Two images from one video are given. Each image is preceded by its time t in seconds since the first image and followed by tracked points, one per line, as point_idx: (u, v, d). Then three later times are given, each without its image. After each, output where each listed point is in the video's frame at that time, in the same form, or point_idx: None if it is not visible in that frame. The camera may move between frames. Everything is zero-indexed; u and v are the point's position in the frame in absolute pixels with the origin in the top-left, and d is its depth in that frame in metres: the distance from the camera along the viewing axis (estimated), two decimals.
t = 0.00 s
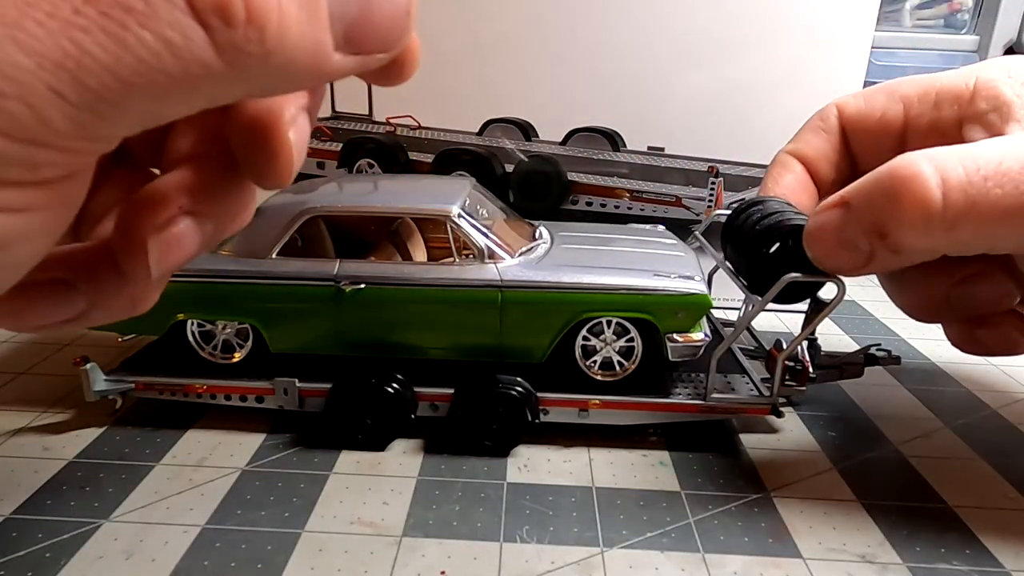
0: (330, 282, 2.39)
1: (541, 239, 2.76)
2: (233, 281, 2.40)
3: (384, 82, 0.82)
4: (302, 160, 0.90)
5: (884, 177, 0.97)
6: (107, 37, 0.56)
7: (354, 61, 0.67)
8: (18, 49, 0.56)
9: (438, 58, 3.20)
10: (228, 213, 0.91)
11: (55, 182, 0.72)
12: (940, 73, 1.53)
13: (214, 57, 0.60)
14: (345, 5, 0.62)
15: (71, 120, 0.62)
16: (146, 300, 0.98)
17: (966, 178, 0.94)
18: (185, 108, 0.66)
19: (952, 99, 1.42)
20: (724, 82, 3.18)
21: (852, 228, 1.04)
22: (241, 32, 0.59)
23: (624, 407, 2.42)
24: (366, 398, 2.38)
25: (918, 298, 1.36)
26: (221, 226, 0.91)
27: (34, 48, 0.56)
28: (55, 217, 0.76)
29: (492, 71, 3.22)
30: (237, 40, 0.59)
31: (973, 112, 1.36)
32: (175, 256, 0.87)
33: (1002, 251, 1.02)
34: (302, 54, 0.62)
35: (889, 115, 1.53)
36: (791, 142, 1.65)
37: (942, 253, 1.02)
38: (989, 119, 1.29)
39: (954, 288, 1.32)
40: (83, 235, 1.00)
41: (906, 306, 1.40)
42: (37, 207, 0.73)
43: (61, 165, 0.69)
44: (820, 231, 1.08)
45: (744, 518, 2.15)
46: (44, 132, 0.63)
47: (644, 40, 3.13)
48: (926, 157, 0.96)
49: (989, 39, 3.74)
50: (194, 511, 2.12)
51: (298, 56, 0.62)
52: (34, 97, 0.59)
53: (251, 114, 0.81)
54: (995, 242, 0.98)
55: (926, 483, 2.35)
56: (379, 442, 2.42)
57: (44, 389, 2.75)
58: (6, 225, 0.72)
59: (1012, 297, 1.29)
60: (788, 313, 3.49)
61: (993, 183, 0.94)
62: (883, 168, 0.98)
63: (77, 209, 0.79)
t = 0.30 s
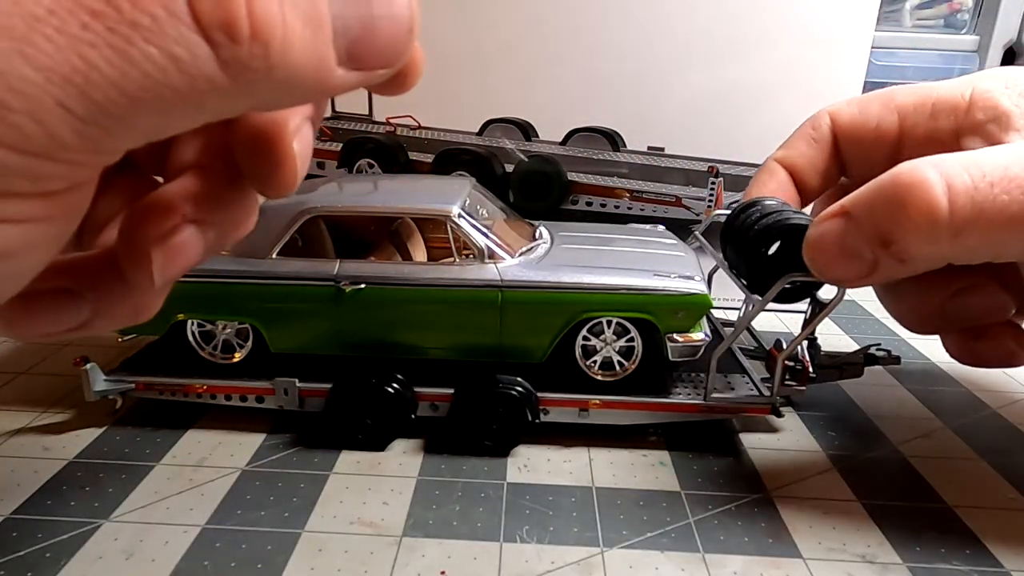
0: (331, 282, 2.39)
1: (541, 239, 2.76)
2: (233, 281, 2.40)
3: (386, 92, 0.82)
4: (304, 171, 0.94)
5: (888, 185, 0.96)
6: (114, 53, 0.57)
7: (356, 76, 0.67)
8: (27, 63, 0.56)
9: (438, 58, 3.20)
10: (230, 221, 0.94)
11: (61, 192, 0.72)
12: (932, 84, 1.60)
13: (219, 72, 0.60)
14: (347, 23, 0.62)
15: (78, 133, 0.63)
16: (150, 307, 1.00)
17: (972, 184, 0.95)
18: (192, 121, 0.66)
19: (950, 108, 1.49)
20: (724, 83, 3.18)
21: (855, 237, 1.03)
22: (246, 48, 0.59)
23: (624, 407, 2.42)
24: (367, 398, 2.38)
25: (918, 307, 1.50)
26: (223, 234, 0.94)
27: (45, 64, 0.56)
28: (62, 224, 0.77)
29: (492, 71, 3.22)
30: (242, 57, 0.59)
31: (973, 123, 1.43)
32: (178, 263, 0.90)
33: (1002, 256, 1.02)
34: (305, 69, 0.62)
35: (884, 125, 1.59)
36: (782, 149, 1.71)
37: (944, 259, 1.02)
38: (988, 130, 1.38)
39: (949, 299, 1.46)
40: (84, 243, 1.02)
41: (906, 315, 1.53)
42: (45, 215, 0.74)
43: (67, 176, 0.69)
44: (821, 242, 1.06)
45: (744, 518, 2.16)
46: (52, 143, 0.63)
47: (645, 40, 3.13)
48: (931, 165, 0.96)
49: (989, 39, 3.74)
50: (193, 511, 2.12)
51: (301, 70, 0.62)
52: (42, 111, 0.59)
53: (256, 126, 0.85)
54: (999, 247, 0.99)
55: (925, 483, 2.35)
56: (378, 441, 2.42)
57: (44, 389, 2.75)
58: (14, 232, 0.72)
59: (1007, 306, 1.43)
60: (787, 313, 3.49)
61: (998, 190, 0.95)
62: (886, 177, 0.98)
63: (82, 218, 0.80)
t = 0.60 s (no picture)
0: (330, 282, 2.39)
1: (541, 239, 2.76)
2: (232, 281, 2.40)
3: (389, 98, 0.82)
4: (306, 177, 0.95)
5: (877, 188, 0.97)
6: (116, 60, 0.57)
7: (356, 83, 0.67)
8: (28, 71, 0.56)
9: (438, 58, 3.20)
10: (232, 227, 0.95)
11: (63, 198, 0.72)
12: (923, 92, 1.61)
13: (220, 79, 0.60)
14: (347, 30, 0.62)
15: (80, 139, 0.63)
16: (154, 313, 1.00)
17: (960, 187, 0.94)
18: (195, 126, 0.66)
19: (941, 115, 1.50)
20: (724, 83, 3.17)
21: (846, 239, 1.03)
22: (248, 56, 0.59)
23: (624, 407, 2.42)
24: (367, 398, 2.38)
25: (912, 314, 1.49)
26: (225, 240, 0.95)
27: (46, 71, 0.56)
28: (64, 229, 0.77)
29: (492, 71, 3.22)
30: (243, 64, 0.60)
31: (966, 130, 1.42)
32: (180, 269, 0.90)
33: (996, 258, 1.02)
34: (306, 77, 0.62)
35: (877, 133, 1.59)
36: (778, 162, 1.72)
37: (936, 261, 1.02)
38: (980, 136, 1.37)
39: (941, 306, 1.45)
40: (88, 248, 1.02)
41: (900, 323, 1.54)
42: (47, 220, 0.74)
43: (69, 181, 0.69)
44: (813, 244, 1.07)
45: (744, 518, 2.15)
46: (54, 149, 0.63)
47: (645, 40, 3.13)
48: (920, 167, 0.96)
49: (989, 39, 3.73)
50: (194, 511, 2.12)
51: (302, 77, 0.62)
52: (44, 117, 0.59)
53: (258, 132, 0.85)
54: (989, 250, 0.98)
55: (926, 483, 2.35)
56: (378, 442, 2.42)
57: (44, 389, 2.75)
58: (17, 238, 0.72)
59: (999, 313, 1.44)
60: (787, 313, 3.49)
61: (986, 192, 0.95)
62: (875, 181, 0.98)
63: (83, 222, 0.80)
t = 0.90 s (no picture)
0: (330, 282, 2.39)
1: (541, 239, 2.76)
2: (232, 282, 2.40)
3: (391, 100, 0.81)
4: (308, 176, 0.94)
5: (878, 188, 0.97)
6: (119, 64, 0.57)
7: (358, 87, 0.67)
8: (31, 75, 0.56)
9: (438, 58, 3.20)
10: (235, 227, 0.95)
11: (65, 202, 0.72)
12: (922, 92, 1.61)
13: (222, 84, 0.60)
14: (349, 35, 0.62)
15: (83, 143, 0.63)
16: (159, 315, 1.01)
17: (960, 187, 0.94)
18: (198, 131, 0.66)
19: (940, 116, 1.50)
20: (724, 84, 3.17)
21: (845, 241, 1.03)
22: (250, 61, 0.59)
23: (624, 407, 2.42)
24: (367, 398, 2.38)
25: (908, 315, 1.50)
26: (228, 241, 0.95)
27: (50, 76, 0.56)
28: (66, 232, 0.77)
29: (492, 71, 3.21)
30: (246, 70, 0.59)
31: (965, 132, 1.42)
32: (183, 272, 0.90)
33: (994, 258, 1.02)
34: (308, 81, 0.62)
35: (876, 134, 1.59)
36: (776, 164, 1.72)
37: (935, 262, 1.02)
38: (980, 136, 1.38)
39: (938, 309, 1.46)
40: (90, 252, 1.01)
41: (895, 324, 1.55)
42: (49, 224, 0.74)
43: (67, 187, 0.69)
44: (812, 247, 1.07)
45: (744, 518, 2.16)
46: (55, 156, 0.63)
47: (645, 40, 3.13)
48: (919, 167, 0.96)
49: (989, 39, 3.73)
50: (194, 511, 2.12)
51: (304, 82, 0.62)
52: (47, 122, 0.59)
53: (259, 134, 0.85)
54: (987, 249, 0.99)
55: (926, 483, 2.35)
56: (378, 442, 2.42)
57: (44, 389, 2.75)
58: (19, 241, 0.72)
59: (994, 315, 1.45)
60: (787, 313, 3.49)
61: (986, 192, 0.95)
62: (874, 182, 0.98)
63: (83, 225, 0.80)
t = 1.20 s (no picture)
0: (330, 282, 2.39)
1: (541, 239, 2.76)
2: (231, 282, 2.40)
3: (387, 97, 0.81)
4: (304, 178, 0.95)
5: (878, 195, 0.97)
6: (118, 62, 0.57)
7: (354, 84, 0.67)
8: (30, 73, 0.56)
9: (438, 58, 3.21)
10: (232, 228, 0.95)
11: (64, 198, 0.72)
12: (926, 94, 1.61)
13: (220, 81, 0.60)
14: (345, 33, 0.62)
15: (81, 141, 0.63)
16: (160, 313, 1.00)
17: (962, 190, 0.94)
18: (196, 128, 0.66)
19: (942, 118, 1.50)
20: (724, 84, 3.18)
21: (848, 245, 1.03)
22: (247, 58, 0.59)
23: (624, 407, 2.42)
24: (367, 398, 2.38)
25: (907, 318, 1.50)
26: (224, 241, 0.95)
27: (48, 73, 0.56)
28: (65, 227, 0.77)
29: (491, 72, 3.22)
30: (244, 67, 0.60)
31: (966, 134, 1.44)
32: (180, 270, 0.90)
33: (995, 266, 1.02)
34: (305, 77, 0.62)
35: (877, 135, 1.60)
36: (776, 165, 1.72)
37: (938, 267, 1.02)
38: (983, 138, 1.39)
39: (936, 313, 1.46)
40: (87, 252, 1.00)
41: (893, 327, 1.55)
42: (50, 220, 0.74)
43: (69, 182, 0.69)
44: (814, 252, 1.07)
45: (745, 518, 2.15)
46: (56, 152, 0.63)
47: (644, 41, 3.13)
48: (921, 171, 0.96)
49: (989, 39, 3.73)
50: (193, 511, 2.12)
51: (300, 78, 0.62)
52: (45, 118, 0.59)
53: (257, 132, 0.85)
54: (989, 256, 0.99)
55: (927, 483, 2.35)
56: (378, 442, 2.42)
57: (45, 389, 2.75)
58: (18, 239, 0.72)
59: (993, 319, 1.45)
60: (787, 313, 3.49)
61: (989, 195, 0.95)
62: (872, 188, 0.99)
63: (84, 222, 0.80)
